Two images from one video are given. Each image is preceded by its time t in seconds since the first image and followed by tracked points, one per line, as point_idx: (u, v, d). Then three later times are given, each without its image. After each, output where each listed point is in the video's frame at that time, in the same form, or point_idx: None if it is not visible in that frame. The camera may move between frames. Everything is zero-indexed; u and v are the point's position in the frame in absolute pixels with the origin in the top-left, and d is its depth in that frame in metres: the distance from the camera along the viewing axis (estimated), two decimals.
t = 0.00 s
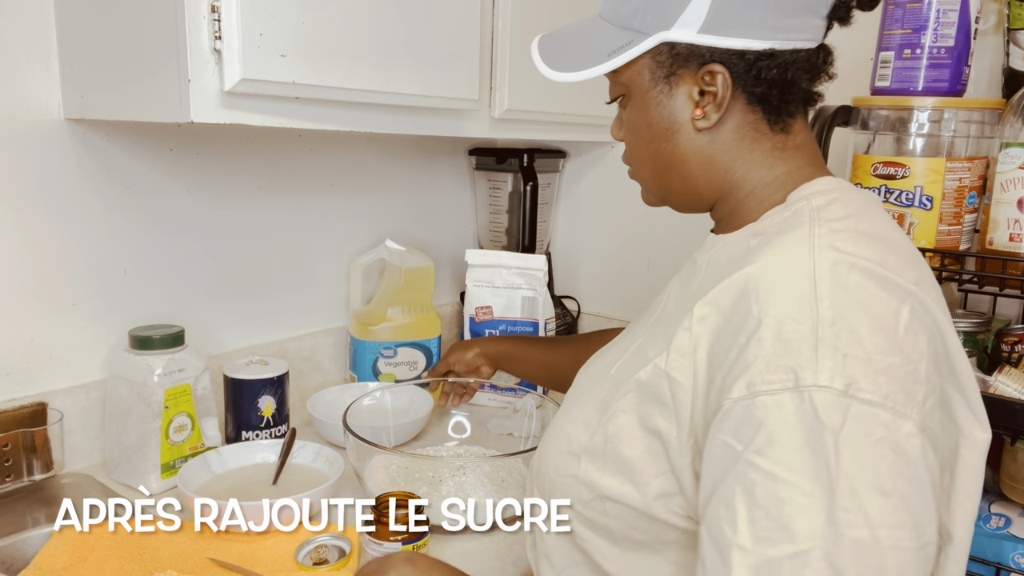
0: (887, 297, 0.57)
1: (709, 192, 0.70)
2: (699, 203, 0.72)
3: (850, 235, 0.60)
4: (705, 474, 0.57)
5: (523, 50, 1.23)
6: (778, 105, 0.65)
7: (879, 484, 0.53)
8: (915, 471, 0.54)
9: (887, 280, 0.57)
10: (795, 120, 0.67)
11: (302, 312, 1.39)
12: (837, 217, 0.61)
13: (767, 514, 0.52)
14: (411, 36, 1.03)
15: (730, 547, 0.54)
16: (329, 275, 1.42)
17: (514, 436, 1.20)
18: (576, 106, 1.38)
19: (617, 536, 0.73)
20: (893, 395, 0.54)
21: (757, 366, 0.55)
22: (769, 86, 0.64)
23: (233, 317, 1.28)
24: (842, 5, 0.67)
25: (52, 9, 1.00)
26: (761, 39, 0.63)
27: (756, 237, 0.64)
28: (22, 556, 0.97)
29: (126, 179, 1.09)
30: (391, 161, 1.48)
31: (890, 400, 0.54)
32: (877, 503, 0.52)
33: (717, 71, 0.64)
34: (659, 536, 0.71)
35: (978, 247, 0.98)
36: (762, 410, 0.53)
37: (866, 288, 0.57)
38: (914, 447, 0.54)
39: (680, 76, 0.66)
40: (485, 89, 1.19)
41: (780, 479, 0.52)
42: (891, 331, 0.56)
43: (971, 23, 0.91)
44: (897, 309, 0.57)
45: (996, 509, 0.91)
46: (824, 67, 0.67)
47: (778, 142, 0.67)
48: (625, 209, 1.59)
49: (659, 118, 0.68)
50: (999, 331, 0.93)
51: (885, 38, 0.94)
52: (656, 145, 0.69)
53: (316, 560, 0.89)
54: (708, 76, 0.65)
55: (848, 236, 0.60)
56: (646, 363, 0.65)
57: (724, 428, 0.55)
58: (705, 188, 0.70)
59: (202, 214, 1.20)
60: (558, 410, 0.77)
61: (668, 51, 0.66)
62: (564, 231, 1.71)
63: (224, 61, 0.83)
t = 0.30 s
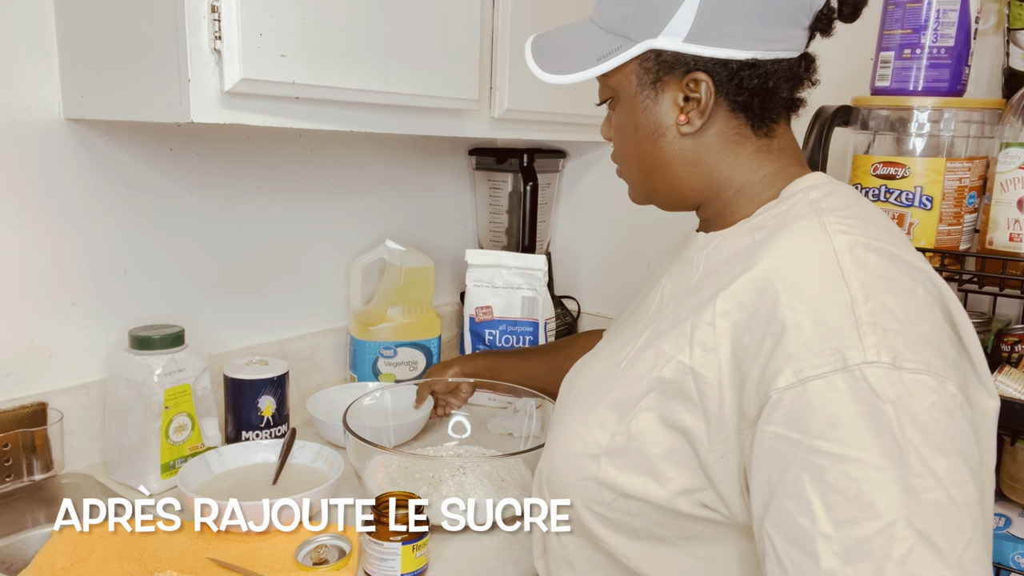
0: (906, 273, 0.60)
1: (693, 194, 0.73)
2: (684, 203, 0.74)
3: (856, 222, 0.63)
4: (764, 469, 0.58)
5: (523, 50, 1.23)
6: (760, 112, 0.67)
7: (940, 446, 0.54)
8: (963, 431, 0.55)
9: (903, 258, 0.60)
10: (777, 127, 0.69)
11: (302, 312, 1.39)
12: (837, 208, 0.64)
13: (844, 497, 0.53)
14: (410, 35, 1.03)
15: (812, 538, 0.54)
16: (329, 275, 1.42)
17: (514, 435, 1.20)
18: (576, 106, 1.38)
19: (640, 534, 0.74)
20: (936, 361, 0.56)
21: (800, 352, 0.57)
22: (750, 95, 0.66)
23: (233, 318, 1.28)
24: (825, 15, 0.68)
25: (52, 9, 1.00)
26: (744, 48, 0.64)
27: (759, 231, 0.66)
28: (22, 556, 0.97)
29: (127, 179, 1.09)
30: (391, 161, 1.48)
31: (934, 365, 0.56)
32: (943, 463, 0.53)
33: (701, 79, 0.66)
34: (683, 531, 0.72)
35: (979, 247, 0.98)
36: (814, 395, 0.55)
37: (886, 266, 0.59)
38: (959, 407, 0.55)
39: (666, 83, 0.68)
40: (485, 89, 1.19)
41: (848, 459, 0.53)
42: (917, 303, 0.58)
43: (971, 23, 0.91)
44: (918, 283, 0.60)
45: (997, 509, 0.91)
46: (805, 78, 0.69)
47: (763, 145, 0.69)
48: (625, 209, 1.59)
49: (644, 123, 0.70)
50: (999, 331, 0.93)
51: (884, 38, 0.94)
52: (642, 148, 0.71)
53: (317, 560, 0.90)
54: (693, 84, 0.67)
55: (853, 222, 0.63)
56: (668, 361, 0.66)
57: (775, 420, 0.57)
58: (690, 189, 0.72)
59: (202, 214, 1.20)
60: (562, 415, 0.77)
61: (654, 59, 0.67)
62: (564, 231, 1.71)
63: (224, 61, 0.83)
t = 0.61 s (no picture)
0: (903, 265, 0.60)
1: (688, 191, 0.73)
2: (679, 200, 0.75)
3: (854, 216, 0.63)
4: (771, 462, 0.57)
5: (523, 50, 1.23)
6: (760, 115, 0.67)
7: (944, 433, 0.54)
8: (965, 419, 0.55)
9: (900, 250, 0.61)
10: (776, 129, 0.69)
11: (302, 312, 1.39)
12: (835, 202, 0.65)
13: (853, 485, 0.53)
14: (411, 35, 1.03)
15: (823, 528, 0.54)
16: (330, 275, 1.42)
17: (514, 435, 1.20)
18: (576, 107, 1.38)
19: (644, 531, 0.74)
20: (936, 351, 0.56)
21: (806, 344, 0.57)
22: (752, 97, 0.66)
23: (233, 318, 1.28)
24: (828, 20, 0.68)
25: (51, 9, 1.00)
26: (749, 51, 0.64)
27: (757, 228, 0.67)
28: (22, 556, 0.96)
29: (126, 178, 1.09)
30: (391, 161, 1.48)
31: (935, 355, 0.56)
32: (948, 450, 0.53)
33: (705, 79, 0.66)
34: (686, 526, 0.72)
35: (978, 247, 0.98)
36: (821, 386, 0.56)
37: (884, 258, 0.60)
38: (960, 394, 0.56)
39: (669, 81, 0.68)
40: (485, 89, 1.19)
41: (855, 447, 0.54)
42: (916, 295, 0.58)
43: (971, 24, 0.91)
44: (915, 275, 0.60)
45: (996, 509, 0.91)
46: (805, 83, 0.69)
47: (760, 146, 0.69)
48: (625, 209, 1.59)
49: (644, 119, 0.70)
50: (999, 331, 0.93)
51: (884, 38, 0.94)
52: (641, 144, 0.71)
53: (317, 560, 0.89)
54: (696, 84, 0.67)
55: (851, 216, 0.63)
56: (670, 357, 0.66)
57: (782, 412, 0.57)
58: (686, 187, 0.72)
59: (202, 214, 1.20)
60: (561, 413, 0.77)
61: (660, 56, 0.67)
62: (564, 231, 1.71)
63: (224, 61, 0.83)
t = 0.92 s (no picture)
0: (887, 274, 0.60)
1: (686, 191, 0.73)
2: (677, 200, 0.75)
3: (843, 222, 0.63)
4: (747, 464, 0.58)
5: (524, 50, 1.23)
6: (756, 117, 0.67)
7: (920, 444, 0.54)
8: (943, 431, 0.55)
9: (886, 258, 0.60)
10: (773, 131, 0.69)
11: (302, 312, 1.39)
12: (823, 206, 0.64)
13: (823, 491, 0.54)
14: (411, 35, 1.03)
15: (793, 531, 0.55)
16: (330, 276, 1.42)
17: (514, 435, 1.20)
18: (576, 106, 1.38)
19: (629, 529, 0.74)
20: (915, 360, 0.56)
21: (783, 350, 0.57)
22: (748, 100, 0.66)
23: (233, 317, 1.28)
24: (827, 22, 0.67)
25: (51, 9, 0.99)
26: (745, 53, 0.64)
27: (749, 231, 0.67)
28: (22, 556, 0.96)
29: (126, 178, 1.09)
30: (391, 161, 1.48)
31: (913, 364, 0.56)
32: (922, 461, 0.53)
33: (701, 81, 0.66)
34: (672, 526, 0.72)
35: (979, 247, 0.98)
36: (796, 391, 0.55)
37: (868, 265, 0.59)
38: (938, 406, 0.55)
39: (665, 82, 0.68)
40: (485, 89, 1.19)
41: (827, 454, 0.54)
42: (898, 302, 0.58)
43: (971, 24, 0.91)
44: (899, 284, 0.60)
45: (997, 509, 0.91)
46: (803, 84, 0.69)
47: (758, 148, 0.69)
48: (625, 208, 1.59)
49: (641, 120, 0.70)
50: (999, 331, 0.93)
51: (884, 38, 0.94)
52: (638, 145, 0.72)
53: (317, 560, 0.90)
54: (692, 85, 0.67)
55: (838, 223, 0.62)
56: (656, 358, 0.66)
57: (758, 416, 0.57)
58: (683, 188, 0.73)
59: (202, 214, 1.20)
60: (556, 412, 0.77)
61: (655, 57, 0.67)
62: (564, 231, 1.71)
63: (224, 60, 0.83)
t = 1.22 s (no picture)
0: (905, 291, 0.59)
1: (705, 196, 0.72)
2: (696, 205, 0.74)
3: (864, 235, 0.62)
4: (751, 476, 0.58)
5: (523, 49, 1.23)
6: (775, 113, 0.67)
7: (930, 465, 0.54)
8: (953, 452, 0.55)
9: (905, 274, 0.60)
10: (791, 126, 0.69)
11: (302, 313, 1.39)
12: (842, 216, 0.64)
13: (829, 510, 0.54)
14: (411, 35, 1.03)
15: (795, 548, 0.55)
16: (329, 276, 1.42)
17: (514, 435, 1.20)
18: (576, 106, 1.38)
19: (629, 528, 0.74)
20: (930, 381, 0.56)
21: (795, 363, 0.57)
22: (766, 96, 0.66)
23: (233, 317, 1.28)
24: (835, 11, 0.67)
25: (51, 9, 0.99)
26: (760, 49, 0.64)
27: (768, 236, 0.66)
28: (22, 556, 0.96)
29: (126, 179, 1.09)
30: (391, 161, 1.48)
31: (927, 385, 0.55)
32: (931, 484, 0.53)
33: (716, 82, 0.66)
34: (672, 529, 0.72)
35: (978, 247, 0.98)
36: (807, 407, 0.55)
37: (888, 281, 0.59)
38: (950, 428, 0.55)
39: (679, 87, 0.67)
40: (485, 89, 1.19)
41: (835, 472, 0.54)
42: (915, 320, 0.58)
43: (971, 23, 0.91)
44: (917, 301, 0.59)
45: (996, 509, 0.91)
46: (818, 72, 0.69)
47: (776, 147, 0.69)
48: (625, 208, 1.59)
49: (657, 127, 0.70)
50: (999, 331, 0.93)
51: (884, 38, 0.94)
52: (655, 153, 0.71)
53: (317, 560, 0.90)
54: (707, 87, 0.66)
55: (859, 235, 0.62)
56: (664, 362, 0.66)
57: (766, 428, 0.57)
58: (702, 193, 0.72)
59: (202, 214, 1.20)
60: (561, 410, 0.77)
61: (667, 63, 0.67)
62: (564, 231, 1.71)
63: (224, 61, 0.83)
